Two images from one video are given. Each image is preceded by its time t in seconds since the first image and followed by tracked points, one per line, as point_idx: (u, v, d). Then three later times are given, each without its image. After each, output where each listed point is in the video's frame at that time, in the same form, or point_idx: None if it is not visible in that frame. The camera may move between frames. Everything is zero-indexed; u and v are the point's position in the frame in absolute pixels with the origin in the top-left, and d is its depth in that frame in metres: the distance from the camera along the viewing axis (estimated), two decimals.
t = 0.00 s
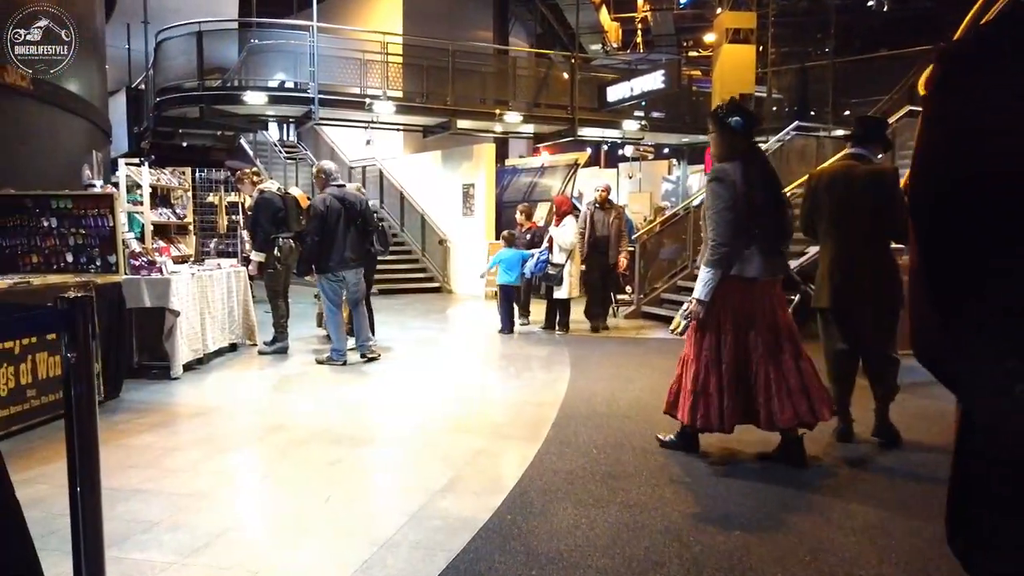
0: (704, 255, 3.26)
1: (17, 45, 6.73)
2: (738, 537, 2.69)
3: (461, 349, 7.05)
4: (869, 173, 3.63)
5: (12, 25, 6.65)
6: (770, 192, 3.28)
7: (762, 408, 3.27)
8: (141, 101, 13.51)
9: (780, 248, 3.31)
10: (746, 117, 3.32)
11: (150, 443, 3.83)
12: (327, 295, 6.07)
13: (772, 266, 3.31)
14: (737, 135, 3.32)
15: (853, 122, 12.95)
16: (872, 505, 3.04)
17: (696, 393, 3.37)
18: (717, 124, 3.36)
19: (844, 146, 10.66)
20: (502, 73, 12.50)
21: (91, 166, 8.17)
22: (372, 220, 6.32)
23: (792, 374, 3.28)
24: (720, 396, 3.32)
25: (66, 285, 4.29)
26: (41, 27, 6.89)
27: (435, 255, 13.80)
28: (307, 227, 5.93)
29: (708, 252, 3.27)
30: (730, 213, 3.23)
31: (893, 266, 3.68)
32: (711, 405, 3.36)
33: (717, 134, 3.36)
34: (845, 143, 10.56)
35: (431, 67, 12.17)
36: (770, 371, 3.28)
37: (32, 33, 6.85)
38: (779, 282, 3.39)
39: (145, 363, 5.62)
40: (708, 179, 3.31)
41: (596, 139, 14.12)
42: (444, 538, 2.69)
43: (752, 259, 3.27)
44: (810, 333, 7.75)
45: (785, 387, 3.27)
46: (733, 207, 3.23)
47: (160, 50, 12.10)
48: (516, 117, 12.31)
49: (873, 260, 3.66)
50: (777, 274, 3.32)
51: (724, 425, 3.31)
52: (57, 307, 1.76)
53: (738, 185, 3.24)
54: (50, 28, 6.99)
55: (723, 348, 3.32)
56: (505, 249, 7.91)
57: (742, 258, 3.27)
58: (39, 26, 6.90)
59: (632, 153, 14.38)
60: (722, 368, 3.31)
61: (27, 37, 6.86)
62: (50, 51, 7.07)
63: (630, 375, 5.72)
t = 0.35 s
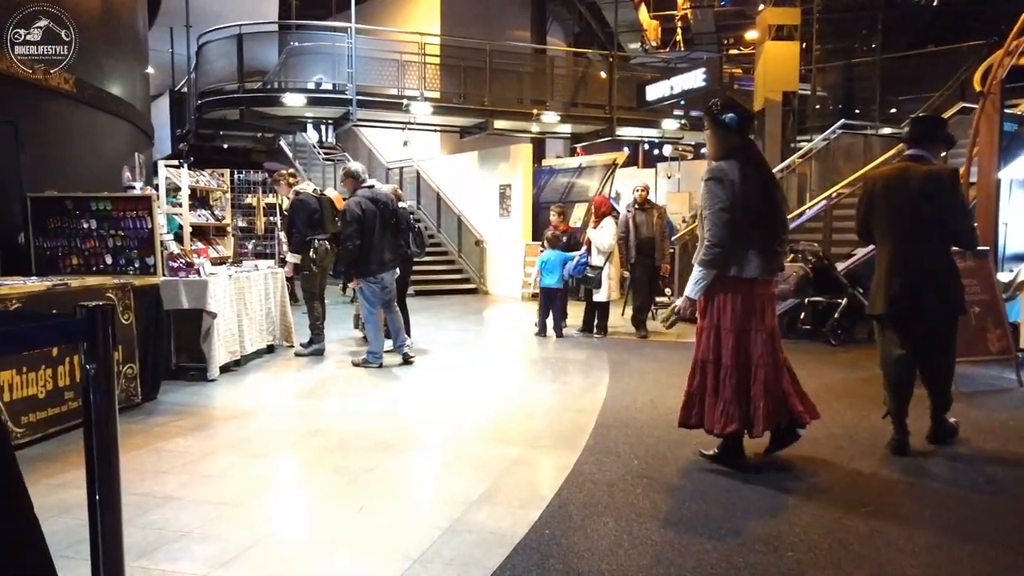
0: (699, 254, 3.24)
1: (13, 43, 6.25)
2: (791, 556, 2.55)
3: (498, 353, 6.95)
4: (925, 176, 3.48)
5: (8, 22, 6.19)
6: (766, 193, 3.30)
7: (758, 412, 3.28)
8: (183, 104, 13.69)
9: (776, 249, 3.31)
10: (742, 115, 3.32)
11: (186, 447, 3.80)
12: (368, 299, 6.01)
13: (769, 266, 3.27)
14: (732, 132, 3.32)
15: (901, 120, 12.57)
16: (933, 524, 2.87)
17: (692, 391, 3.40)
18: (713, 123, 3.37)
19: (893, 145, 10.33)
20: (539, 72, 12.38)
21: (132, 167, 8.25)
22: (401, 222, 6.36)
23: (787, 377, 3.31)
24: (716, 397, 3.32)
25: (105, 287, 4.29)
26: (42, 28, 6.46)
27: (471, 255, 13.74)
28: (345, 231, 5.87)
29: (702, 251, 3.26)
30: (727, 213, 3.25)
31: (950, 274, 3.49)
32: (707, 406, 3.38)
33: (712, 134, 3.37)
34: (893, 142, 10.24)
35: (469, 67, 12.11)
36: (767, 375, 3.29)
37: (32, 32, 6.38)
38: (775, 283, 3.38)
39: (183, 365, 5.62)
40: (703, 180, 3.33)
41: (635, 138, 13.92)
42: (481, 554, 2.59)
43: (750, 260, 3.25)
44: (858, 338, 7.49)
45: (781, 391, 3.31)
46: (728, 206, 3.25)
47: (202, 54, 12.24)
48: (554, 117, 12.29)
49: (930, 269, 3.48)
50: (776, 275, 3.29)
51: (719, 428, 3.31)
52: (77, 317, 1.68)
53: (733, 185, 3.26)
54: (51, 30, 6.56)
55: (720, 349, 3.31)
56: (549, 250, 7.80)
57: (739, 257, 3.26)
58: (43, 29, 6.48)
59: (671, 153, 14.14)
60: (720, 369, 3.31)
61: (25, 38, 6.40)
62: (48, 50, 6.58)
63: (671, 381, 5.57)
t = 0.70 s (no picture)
0: (703, 256, 3.23)
1: (19, 45, 5.06)
2: None
3: (529, 354, 6.82)
4: (997, 172, 3.30)
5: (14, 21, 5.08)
6: (762, 191, 3.31)
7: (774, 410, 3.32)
8: (218, 105, 13.79)
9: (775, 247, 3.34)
10: (732, 114, 3.35)
11: (212, 448, 3.75)
12: (397, 298, 5.96)
13: (770, 263, 3.31)
14: (724, 133, 3.33)
15: (946, 117, 12.19)
16: (993, 541, 2.68)
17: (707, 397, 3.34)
18: (704, 125, 3.38)
19: (939, 142, 10.01)
20: (573, 70, 12.17)
21: (166, 167, 8.30)
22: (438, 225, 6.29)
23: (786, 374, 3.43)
24: (736, 400, 3.29)
25: (133, 285, 4.26)
26: (40, 24, 5.16)
27: (503, 255, 13.64)
28: (371, 227, 5.80)
29: (704, 252, 3.24)
30: (728, 212, 3.23)
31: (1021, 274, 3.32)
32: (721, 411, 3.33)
33: (705, 135, 3.38)
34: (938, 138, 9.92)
35: (501, 66, 12.00)
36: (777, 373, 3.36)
37: (27, 31, 5.09)
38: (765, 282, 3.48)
39: (213, 364, 5.59)
40: (699, 180, 3.31)
41: (669, 137, 13.69)
42: (508, 567, 2.47)
43: (753, 259, 3.26)
44: (902, 342, 7.22)
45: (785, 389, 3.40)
46: (729, 206, 3.22)
47: (237, 55, 12.31)
48: (587, 115, 12.13)
49: (998, 271, 3.30)
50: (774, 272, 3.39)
51: (746, 432, 3.27)
52: (77, 317, 1.60)
53: (732, 184, 3.25)
54: (46, 26, 5.22)
55: (734, 351, 3.30)
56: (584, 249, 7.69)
57: (741, 257, 3.25)
58: (38, 25, 5.20)
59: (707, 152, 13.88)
60: (738, 371, 3.29)
61: (20, 39, 5.15)
62: (49, 50, 5.27)
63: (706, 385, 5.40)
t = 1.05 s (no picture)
0: (698, 250, 3.18)
1: (18, 44, 4.54)
2: None
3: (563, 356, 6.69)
4: None
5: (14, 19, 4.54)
6: (753, 188, 3.32)
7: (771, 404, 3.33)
8: (254, 106, 13.87)
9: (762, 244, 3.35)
10: (727, 111, 3.35)
11: (240, 452, 3.68)
12: (431, 298, 5.90)
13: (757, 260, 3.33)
14: (718, 130, 3.34)
15: (996, 113, 11.78)
16: None
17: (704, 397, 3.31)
18: (701, 121, 3.37)
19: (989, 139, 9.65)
20: (607, 68, 12.02)
21: (201, 168, 8.33)
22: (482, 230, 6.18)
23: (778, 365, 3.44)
24: (735, 398, 3.27)
25: (165, 286, 4.22)
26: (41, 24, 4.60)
27: (536, 255, 13.52)
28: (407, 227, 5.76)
29: (698, 246, 3.19)
30: (722, 207, 3.21)
31: None
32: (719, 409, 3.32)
33: (699, 131, 3.37)
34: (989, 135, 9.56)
35: (535, 64, 11.86)
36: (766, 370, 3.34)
37: (27, 31, 4.52)
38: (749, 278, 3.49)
39: (245, 365, 5.56)
40: (694, 174, 3.26)
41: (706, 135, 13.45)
42: None
43: (741, 255, 3.26)
44: (951, 346, 6.95)
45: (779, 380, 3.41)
46: (723, 201, 3.21)
47: (272, 55, 12.36)
48: (622, 113, 11.98)
49: None
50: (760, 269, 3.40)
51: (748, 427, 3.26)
52: (81, 327, 1.64)
53: (728, 179, 3.24)
54: (48, 25, 4.66)
55: (729, 350, 3.27)
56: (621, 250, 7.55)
57: (731, 253, 3.25)
58: (38, 22, 4.61)
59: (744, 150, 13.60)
60: (734, 370, 3.27)
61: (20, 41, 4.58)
62: (50, 48, 4.69)
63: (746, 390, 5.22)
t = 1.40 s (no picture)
0: (719, 254, 3.23)
1: (16, 44, 4.31)
2: None
3: (626, 360, 6.51)
4: None
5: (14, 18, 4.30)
6: (774, 190, 3.35)
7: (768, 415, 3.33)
8: (318, 108, 14.04)
9: (787, 245, 3.38)
10: (747, 110, 3.37)
11: (298, 455, 3.64)
12: (496, 299, 5.90)
13: (781, 264, 3.36)
14: (739, 130, 3.37)
15: None
16: None
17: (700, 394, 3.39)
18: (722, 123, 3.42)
19: None
20: (671, 64, 11.78)
21: (265, 168, 8.43)
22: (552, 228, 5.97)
23: (797, 380, 3.40)
24: (726, 400, 3.33)
25: (226, 286, 4.23)
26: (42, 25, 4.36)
27: (597, 256, 13.31)
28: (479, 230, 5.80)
29: (719, 250, 3.25)
30: (742, 210, 3.25)
31: None
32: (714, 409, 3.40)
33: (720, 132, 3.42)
34: None
35: (597, 62, 11.65)
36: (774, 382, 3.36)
37: (27, 32, 4.31)
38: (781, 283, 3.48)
39: (306, 366, 5.55)
40: (716, 177, 3.31)
41: (773, 132, 13.00)
42: None
43: (762, 256, 3.30)
44: None
45: (792, 395, 3.38)
46: (744, 204, 3.25)
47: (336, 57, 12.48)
48: (687, 110, 11.56)
49: None
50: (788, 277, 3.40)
51: (726, 430, 3.32)
52: (125, 331, 1.70)
53: (749, 182, 3.27)
54: (49, 25, 4.39)
55: (734, 352, 3.33)
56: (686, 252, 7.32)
57: (756, 255, 3.30)
58: (39, 23, 4.35)
59: (814, 148, 13.12)
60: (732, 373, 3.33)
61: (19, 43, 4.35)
62: (50, 49, 4.43)
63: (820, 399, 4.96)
